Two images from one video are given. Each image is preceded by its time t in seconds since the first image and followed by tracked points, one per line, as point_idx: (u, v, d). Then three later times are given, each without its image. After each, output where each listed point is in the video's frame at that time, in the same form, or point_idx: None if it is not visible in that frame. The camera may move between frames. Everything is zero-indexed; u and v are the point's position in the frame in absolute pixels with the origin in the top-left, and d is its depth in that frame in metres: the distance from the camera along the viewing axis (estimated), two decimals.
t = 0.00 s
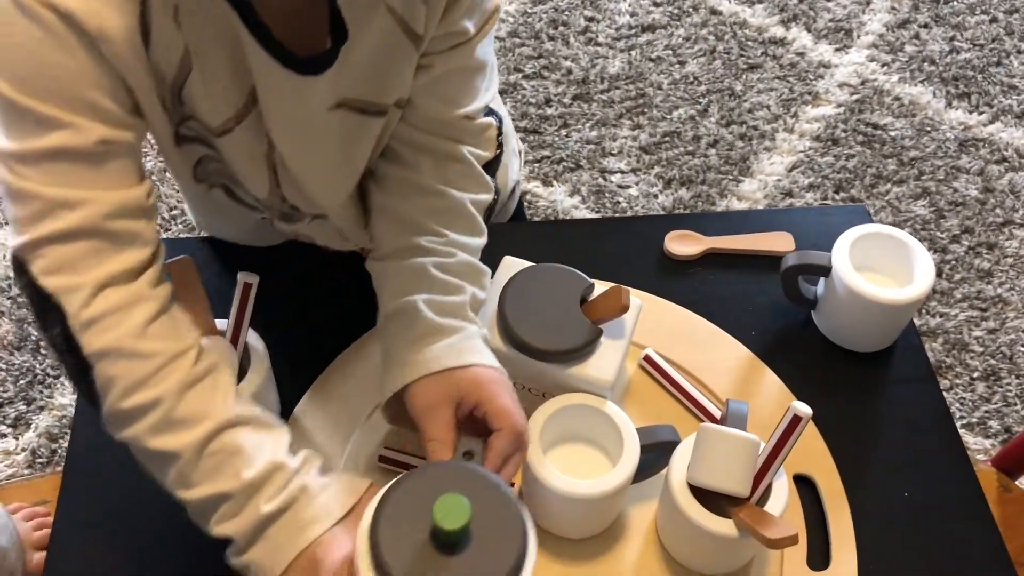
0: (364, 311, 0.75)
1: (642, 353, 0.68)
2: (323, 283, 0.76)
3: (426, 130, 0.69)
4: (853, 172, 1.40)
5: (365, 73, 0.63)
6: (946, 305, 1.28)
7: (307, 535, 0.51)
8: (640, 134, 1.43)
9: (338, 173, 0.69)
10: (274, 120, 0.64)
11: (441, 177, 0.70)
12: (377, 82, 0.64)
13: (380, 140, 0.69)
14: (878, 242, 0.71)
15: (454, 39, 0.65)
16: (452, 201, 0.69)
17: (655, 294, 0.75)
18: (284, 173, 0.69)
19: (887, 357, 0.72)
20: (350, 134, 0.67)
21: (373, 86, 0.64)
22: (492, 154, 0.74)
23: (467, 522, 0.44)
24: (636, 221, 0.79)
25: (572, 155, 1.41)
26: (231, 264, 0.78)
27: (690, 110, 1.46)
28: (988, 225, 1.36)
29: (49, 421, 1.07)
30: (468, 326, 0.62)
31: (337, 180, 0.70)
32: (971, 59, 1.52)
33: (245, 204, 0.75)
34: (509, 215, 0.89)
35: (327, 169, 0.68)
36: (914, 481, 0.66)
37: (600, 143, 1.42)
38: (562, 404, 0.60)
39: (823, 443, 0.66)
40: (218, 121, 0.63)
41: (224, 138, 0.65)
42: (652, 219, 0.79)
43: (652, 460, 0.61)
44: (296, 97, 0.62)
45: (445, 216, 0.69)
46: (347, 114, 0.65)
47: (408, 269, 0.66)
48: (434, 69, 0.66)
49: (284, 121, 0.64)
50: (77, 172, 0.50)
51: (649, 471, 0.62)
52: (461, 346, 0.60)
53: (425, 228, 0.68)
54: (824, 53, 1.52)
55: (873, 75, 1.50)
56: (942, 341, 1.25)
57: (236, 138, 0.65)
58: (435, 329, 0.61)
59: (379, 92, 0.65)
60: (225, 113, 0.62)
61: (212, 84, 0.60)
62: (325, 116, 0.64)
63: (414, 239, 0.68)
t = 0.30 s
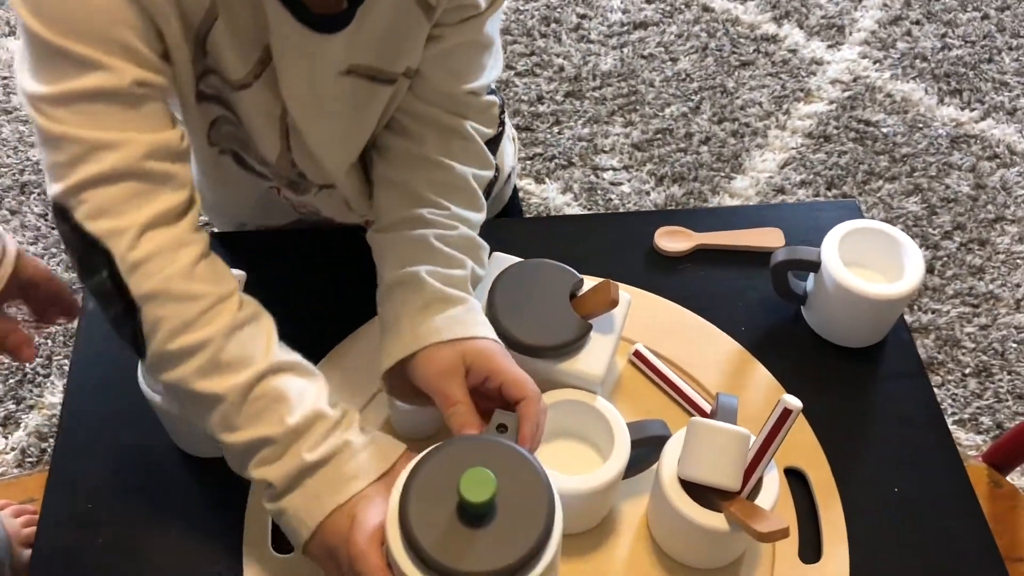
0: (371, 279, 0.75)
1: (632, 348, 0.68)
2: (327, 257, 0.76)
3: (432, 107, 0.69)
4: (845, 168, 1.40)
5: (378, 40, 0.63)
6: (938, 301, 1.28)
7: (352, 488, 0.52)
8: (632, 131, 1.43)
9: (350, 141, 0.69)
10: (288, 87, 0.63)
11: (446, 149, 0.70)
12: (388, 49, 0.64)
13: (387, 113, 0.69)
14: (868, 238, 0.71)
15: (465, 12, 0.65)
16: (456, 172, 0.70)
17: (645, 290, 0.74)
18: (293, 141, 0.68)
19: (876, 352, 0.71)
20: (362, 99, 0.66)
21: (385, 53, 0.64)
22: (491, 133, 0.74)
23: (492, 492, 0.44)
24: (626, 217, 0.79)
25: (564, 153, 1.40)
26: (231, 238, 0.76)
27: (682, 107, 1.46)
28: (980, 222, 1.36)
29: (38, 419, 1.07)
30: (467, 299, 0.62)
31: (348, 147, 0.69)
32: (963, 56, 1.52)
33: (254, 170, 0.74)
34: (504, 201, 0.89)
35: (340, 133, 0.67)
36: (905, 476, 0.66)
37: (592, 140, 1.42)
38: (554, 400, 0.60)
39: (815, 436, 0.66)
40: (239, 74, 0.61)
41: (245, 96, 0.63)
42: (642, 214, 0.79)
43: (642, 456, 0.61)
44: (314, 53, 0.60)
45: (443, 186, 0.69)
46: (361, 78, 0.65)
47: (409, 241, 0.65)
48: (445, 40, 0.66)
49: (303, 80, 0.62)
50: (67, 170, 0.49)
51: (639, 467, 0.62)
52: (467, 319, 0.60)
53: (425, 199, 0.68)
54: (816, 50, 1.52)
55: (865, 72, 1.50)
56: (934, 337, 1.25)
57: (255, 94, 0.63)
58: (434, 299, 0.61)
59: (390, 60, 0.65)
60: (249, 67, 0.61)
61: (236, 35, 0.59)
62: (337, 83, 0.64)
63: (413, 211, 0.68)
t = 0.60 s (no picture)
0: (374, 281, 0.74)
1: (617, 348, 0.68)
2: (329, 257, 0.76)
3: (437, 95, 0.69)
4: (832, 167, 1.40)
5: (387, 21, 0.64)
6: (925, 299, 1.29)
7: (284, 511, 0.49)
8: (620, 131, 1.43)
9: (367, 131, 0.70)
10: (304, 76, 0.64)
11: (454, 127, 0.69)
12: (396, 31, 0.65)
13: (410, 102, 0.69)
14: (851, 237, 0.71)
15: None
16: (462, 145, 0.68)
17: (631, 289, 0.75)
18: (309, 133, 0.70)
19: (860, 350, 0.72)
20: (380, 83, 0.67)
21: (394, 36, 0.65)
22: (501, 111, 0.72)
23: (473, 493, 0.44)
24: (612, 217, 0.79)
25: (552, 153, 1.41)
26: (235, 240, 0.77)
27: (669, 107, 1.46)
28: (966, 219, 1.36)
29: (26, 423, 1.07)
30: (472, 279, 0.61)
31: (364, 136, 0.70)
32: (948, 54, 1.53)
33: (261, 165, 0.76)
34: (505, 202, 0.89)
35: (354, 120, 0.68)
36: (888, 473, 0.66)
37: (580, 140, 1.42)
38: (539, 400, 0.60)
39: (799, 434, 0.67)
40: (259, 70, 0.63)
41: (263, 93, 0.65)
42: (627, 214, 0.79)
43: (627, 455, 0.62)
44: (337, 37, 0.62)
45: (451, 159, 0.68)
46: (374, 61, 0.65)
47: (418, 219, 0.65)
48: (446, 15, 0.67)
49: (327, 70, 0.64)
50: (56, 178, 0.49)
51: (624, 466, 0.62)
52: (464, 299, 0.60)
53: (431, 176, 0.68)
54: (802, 49, 1.53)
55: (851, 71, 1.50)
56: (920, 335, 1.26)
57: (274, 90, 0.65)
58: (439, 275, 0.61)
59: (398, 43, 0.66)
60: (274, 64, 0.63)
61: (257, 28, 0.61)
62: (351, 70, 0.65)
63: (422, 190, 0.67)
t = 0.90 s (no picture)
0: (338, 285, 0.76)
1: (590, 342, 0.68)
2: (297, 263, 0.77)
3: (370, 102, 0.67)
4: (812, 160, 1.40)
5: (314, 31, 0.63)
6: (905, 291, 1.29)
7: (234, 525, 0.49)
8: (599, 125, 1.43)
9: (309, 153, 0.70)
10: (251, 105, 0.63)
11: (398, 130, 0.66)
12: (323, 40, 0.64)
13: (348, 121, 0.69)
14: (826, 228, 0.70)
15: None
16: (409, 148, 0.65)
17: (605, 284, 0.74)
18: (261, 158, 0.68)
19: (835, 342, 0.71)
20: (315, 105, 0.66)
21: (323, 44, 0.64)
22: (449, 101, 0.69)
23: (440, 502, 0.43)
24: (586, 211, 0.79)
25: (531, 148, 1.40)
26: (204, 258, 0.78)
27: (648, 100, 1.45)
28: (946, 211, 1.36)
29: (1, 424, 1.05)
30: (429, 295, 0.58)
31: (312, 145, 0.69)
32: (928, 46, 1.53)
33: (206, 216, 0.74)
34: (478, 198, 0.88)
35: (292, 142, 0.68)
36: (864, 467, 0.65)
37: (559, 135, 1.41)
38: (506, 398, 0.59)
39: (774, 427, 0.66)
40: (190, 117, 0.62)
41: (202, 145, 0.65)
42: (601, 208, 0.78)
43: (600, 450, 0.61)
44: (268, 75, 0.61)
45: (400, 165, 0.65)
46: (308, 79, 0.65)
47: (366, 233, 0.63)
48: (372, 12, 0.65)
49: (258, 109, 0.63)
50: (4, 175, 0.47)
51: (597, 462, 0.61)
52: (413, 318, 0.56)
53: (382, 187, 0.65)
54: (782, 42, 1.53)
55: (831, 64, 1.50)
56: (901, 327, 1.26)
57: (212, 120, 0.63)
58: (389, 297, 0.58)
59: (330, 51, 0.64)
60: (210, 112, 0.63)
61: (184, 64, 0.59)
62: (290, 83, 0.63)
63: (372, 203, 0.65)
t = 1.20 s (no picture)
0: (335, 267, 0.76)
1: (572, 326, 0.67)
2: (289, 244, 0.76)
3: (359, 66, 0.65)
4: (797, 145, 1.39)
5: None
6: (891, 276, 1.28)
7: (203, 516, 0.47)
8: (583, 111, 1.41)
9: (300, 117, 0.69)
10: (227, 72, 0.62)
11: (402, 107, 0.63)
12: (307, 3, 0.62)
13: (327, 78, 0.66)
14: (812, 207, 0.69)
15: None
16: (411, 126, 0.62)
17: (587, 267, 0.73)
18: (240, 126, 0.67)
19: (820, 324, 0.70)
20: (302, 65, 0.65)
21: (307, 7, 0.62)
22: (454, 63, 0.66)
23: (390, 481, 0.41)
24: (568, 193, 0.77)
25: (515, 134, 1.38)
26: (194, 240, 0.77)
27: (633, 86, 1.44)
28: (931, 195, 1.36)
29: None
30: (431, 305, 0.54)
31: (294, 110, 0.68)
32: (912, 30, 1.52)
33: (190, 197, 0.74)
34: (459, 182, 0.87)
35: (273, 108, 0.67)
36: (849, 450, 0.65)
37: (543, 121, 1.40)
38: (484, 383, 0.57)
39: (759, 410, 0.65)
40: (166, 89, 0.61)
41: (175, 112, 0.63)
42: (583, 191, 0.77)
43: (581, 435, 0.60)
44: (246, 42, 0.59)
45: (405, 145, 0.62)
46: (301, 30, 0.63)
47: (373, 228, 0.59)
48: None
49: (241, 83, 0.62)
50: None
51: (579, 447, 0.60)
52: (407, 332, 0.52)
53: (387, 173, 0.61)
54: (766, 27, 1.52)
55: (816, 48, 1.49)
56: (887, 312, 1.25)
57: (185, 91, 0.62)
58: (384, 304, 0.54)
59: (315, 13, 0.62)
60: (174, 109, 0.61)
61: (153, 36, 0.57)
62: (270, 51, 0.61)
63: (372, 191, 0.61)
